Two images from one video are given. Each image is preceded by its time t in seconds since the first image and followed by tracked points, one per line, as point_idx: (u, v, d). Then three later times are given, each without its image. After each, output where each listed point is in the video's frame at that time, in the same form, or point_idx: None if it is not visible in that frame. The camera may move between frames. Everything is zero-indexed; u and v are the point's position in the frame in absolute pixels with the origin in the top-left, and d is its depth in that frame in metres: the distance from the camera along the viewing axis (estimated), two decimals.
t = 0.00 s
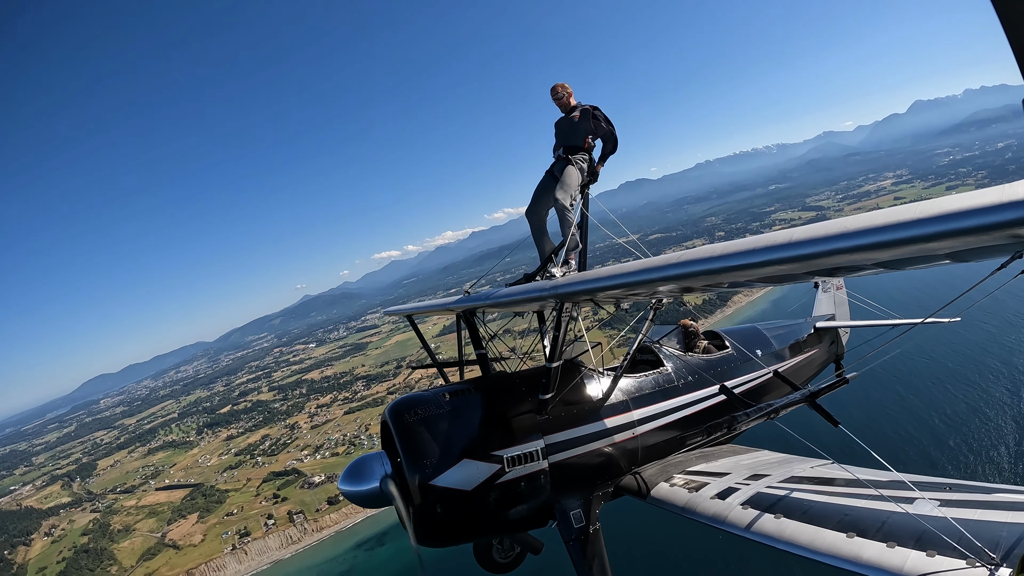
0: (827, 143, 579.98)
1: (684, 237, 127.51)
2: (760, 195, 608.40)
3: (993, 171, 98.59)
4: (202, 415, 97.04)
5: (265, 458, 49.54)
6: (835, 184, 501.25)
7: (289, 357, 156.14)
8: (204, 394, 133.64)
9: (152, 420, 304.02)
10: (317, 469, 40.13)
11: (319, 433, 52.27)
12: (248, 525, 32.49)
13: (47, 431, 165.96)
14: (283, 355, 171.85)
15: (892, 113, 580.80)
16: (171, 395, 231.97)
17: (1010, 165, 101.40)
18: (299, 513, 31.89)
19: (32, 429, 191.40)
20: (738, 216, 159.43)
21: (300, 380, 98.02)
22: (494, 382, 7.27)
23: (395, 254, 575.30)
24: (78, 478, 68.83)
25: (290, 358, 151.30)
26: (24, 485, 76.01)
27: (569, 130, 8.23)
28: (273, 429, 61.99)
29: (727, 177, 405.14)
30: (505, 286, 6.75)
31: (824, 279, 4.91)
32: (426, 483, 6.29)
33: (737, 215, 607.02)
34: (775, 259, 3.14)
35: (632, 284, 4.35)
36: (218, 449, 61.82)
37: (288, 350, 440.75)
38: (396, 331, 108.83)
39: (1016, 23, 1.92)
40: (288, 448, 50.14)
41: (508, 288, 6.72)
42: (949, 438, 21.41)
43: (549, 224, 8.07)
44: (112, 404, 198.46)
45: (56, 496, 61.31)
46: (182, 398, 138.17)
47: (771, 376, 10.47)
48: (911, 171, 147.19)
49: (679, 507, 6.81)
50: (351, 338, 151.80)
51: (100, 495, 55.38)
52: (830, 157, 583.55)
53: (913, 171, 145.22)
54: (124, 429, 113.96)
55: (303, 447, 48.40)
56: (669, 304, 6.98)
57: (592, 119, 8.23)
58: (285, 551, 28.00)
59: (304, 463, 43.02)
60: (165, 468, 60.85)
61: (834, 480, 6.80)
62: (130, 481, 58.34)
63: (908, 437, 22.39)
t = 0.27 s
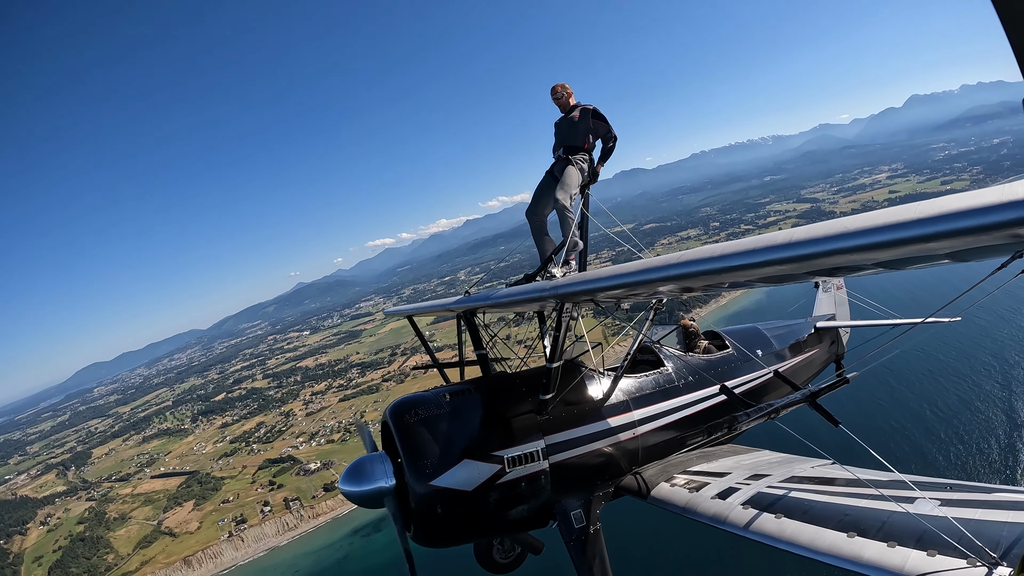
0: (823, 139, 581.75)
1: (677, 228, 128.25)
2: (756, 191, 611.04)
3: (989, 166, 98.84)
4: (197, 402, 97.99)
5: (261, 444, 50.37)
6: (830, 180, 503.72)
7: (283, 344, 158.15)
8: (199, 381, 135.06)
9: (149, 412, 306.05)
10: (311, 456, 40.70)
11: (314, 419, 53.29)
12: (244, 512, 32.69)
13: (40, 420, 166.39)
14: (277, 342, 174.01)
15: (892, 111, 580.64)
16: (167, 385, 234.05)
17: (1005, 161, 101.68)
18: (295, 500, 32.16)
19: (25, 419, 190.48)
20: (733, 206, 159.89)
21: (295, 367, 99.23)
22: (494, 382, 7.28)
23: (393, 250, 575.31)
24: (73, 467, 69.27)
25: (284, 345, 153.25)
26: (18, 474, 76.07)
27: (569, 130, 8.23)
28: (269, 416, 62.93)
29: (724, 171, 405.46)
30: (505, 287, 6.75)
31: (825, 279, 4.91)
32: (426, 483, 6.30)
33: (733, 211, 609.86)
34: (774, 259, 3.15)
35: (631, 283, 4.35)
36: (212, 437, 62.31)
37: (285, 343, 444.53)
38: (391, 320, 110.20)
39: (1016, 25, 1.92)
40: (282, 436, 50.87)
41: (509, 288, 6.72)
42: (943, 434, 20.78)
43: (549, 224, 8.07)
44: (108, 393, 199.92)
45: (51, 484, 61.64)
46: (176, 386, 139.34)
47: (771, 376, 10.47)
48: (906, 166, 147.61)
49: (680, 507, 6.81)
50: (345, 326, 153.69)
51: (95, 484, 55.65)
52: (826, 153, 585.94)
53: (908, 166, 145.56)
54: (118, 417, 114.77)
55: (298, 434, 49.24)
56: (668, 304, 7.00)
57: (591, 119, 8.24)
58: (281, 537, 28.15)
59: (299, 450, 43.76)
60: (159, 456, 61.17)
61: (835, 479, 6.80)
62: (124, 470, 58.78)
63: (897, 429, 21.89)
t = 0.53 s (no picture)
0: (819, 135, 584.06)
1: (670, 218, 128.69)
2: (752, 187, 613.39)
3: (983, 163, 99.49)
4: (191, 388, 98.65)
5: (254, 430, 50.91)
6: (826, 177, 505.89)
7: (277, 330, 159.68)
8: (192, 367, 136.03)
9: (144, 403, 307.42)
10: (305, 442, 41.12)
11: (308, 406, 54.03)
12: (238, 498, 32.84)
13: (33, 407, 166.89)
14: (270, 328, 175.56)
15: (891, 109, 580.75)
16: (162, 373, 235.40)
17: (1000, 158, 101.96)
18: (289, 486, 32.36)
19: (17, 406, 189.67)
20: (727, 196, 160.39)
21: (288, 354, 100.11)
22: (495, 381, 7.28)
23: (390, 244, 574.75)
24: (66, 454, 69.51)
25: (278, 331, 154.80)
26: (11, 461, 76.18)
27: (570, 130, 8.24)
28: (262, 402, 63.57)
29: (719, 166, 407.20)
30: (505, 287, 6.75)
31: (825, 279, 4.90)
32: (426, 483, 6.30)
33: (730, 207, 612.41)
34: (773, 259, 3.16)
35: (631, 283, 4.35)
36: (205, 423, 62.72)
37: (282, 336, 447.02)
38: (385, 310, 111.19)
39: (1017, 26, 1.92)
40: (276, 422, 51.34)
41: (509, 288, 6.72)
42: (930, 427, 20.69)
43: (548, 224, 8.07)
44: (101, 379, 200.92)
45: (44, 471, 61.83)
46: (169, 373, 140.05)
47: (771, 376, 10.47)
48: (901, 161, 148.05)
49: (679, 507, 6.81)
50: (338, 312, 155.09)
51: (89, 471, 55.83)
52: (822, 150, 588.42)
53: (903, 160, 146.00)
54: (111, 404, 115.20)
55: (292, 420, 49.80)
56: (668, 303, 7.00)
57: (592, 119, 8.23)
58: (276, 523, 28.24)
59: (292, 436, 44.23)
60: (153, 443, 61.32)
61: (834, 479, 6.80)
62: (118, 457, 59.03)
63: (887, 422, 21.64)
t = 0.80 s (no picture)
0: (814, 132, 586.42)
1: (663, 208, 129.13)
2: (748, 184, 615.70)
3: (976, 159, 99.94)
4: (184, 375, 99.18)
5: (247, 418, 51.31)
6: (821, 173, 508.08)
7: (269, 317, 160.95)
8: (184, 354, 136.69)
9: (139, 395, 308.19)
10: (298, 429, 41.45)
11: (300, 393, 54.73)
12: (232, 485, 32.98)
13: (25, 395, 167.32)
14: (263, 314, 176.88)
15: (886, 106, 583.11)
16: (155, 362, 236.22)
17: (993, 154, 102.50)
18: (283, 473, 32.55)
19: (9, 395, 189.35)
20: (721, 187, 160.75)
21: (281, 341, 100.80)
22: (494, 382, 7.28)
23: (387, 238, 576.71)
24: (58, 442, 69.65)
25: (270, 318, 155.91)
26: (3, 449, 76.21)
27: (570, 130, 8.26)
28: (254, 389, 64.09)
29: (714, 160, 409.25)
30: (505, 287, 6.74)
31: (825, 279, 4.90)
32: (426, 483, 6.30)
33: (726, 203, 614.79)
34: (773, 260, 3.16)
35: (631, 283, 4.34)
36: (198, 410, 63.01)
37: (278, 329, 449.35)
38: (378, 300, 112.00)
39: (1017, 27, 1.92)
40: (269, 409, 51.69)
41: (509, 288, 6.72)
42: (924, 421, 20.46)
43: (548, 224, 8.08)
44: (93, 366, 201.62)
45: (36, 459, 61.90)
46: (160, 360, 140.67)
47: (771, 376, 10.47)
48: (894, 155, 148.67)
49: (679, 507, 6.80)
50: (329, 300, 156.17)
51: (82, 459, 55.93)
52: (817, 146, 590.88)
53: (896, 156, 146.80)
54: (102, 392, 115.45)
55: (285, 407, 50.17)
56: (669, 303, 7.01)
57: (593, 120, 8.24)
58: (270, 510, 28.35)
59: (285, 422, 44.58)
60: (145, 430, 61.50)
61: (835, 480, 6.80)
62: (110, 444, 59.24)
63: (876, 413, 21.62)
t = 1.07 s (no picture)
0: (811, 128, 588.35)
1: (655, 197, 129.50)
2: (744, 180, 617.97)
3: (969, 156, 100.34)
4: (175, 361, 99.45)
5: (238, 404, 51.53)
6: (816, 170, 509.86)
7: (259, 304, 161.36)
8: (175, 342, 137.13)
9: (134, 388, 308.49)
10: (291, 416, 41.69)
11: (292, 380, 55.14)
12: (225, 472, 33.13)
13: (15, 382, 167.43)
14: (254, 302, 177.59)
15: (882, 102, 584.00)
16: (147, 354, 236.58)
17: (984, 151, 103.09)
18: (276, 459, 32.74)
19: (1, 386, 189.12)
20: (715, 177, 160.93)
21: (272, 328, 101.22)
22: (495, 382, 7.28)
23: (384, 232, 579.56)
24: (50, 429, 69.76)
25: (261, 306, 156.67)
26: None
27: (570, 131, 8.26)
28: (245, 377, 64.37)
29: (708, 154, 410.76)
30: (506, 287, 6.74)
31: (824, 279, 4.90)
32: (426, 483, 6.30)
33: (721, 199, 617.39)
34: (773, 260, 3.17)
35: (630, 283, 4.34)
36: (190, 397, 63.23)
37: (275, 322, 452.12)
38: (372, 291, 112.73)
39: (1018, 25, 1.92)
40: (261, 397, 51.97)
41: (509, 287, 6.72)
42: (914, 411, 20.05)
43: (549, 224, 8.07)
44: (84, 354, 202.07)
45: (27, 447, 61.98)
46: (151, 347, 140.95)
47: (770, 376, 10.45)
48: (886, 150, 149.47)
49: (679, 507, 6.80)
50: (320, 287, 157.23)
51: (73, 446, 56.01)
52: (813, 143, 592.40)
53: (888, 150, 147.54)
54: (93, 379, 115.62)
55: (277, 394, 50.46)
56: (668, 303, 7.01)
57: (593, 120, 8.23)
58: (263, 496, 28.49)
59: (278, 410, 44.80)
60: (137, 417, 61.66)
61: (834, 479, 6.79)
62: (102, 431, 59.41)
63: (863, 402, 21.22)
